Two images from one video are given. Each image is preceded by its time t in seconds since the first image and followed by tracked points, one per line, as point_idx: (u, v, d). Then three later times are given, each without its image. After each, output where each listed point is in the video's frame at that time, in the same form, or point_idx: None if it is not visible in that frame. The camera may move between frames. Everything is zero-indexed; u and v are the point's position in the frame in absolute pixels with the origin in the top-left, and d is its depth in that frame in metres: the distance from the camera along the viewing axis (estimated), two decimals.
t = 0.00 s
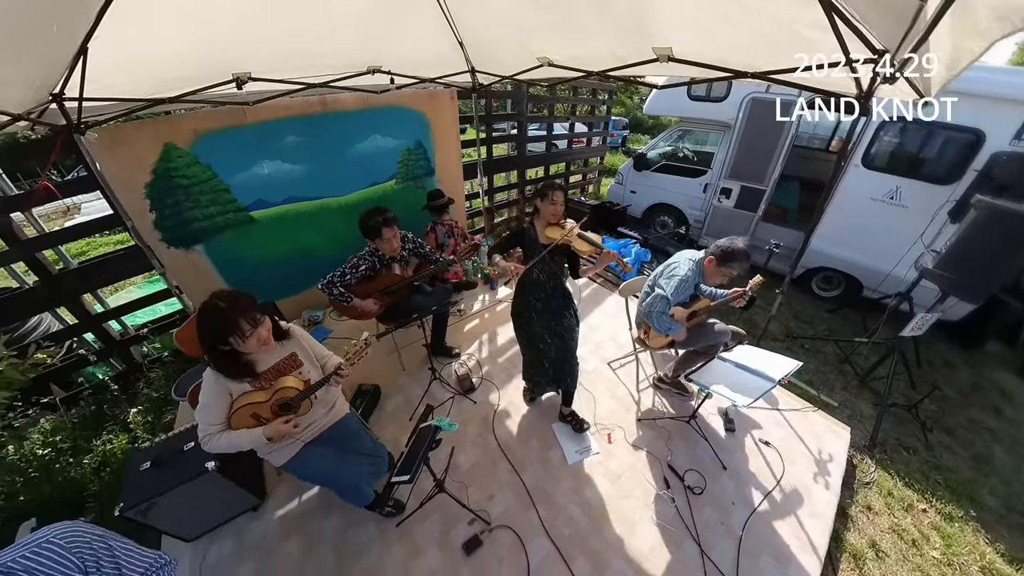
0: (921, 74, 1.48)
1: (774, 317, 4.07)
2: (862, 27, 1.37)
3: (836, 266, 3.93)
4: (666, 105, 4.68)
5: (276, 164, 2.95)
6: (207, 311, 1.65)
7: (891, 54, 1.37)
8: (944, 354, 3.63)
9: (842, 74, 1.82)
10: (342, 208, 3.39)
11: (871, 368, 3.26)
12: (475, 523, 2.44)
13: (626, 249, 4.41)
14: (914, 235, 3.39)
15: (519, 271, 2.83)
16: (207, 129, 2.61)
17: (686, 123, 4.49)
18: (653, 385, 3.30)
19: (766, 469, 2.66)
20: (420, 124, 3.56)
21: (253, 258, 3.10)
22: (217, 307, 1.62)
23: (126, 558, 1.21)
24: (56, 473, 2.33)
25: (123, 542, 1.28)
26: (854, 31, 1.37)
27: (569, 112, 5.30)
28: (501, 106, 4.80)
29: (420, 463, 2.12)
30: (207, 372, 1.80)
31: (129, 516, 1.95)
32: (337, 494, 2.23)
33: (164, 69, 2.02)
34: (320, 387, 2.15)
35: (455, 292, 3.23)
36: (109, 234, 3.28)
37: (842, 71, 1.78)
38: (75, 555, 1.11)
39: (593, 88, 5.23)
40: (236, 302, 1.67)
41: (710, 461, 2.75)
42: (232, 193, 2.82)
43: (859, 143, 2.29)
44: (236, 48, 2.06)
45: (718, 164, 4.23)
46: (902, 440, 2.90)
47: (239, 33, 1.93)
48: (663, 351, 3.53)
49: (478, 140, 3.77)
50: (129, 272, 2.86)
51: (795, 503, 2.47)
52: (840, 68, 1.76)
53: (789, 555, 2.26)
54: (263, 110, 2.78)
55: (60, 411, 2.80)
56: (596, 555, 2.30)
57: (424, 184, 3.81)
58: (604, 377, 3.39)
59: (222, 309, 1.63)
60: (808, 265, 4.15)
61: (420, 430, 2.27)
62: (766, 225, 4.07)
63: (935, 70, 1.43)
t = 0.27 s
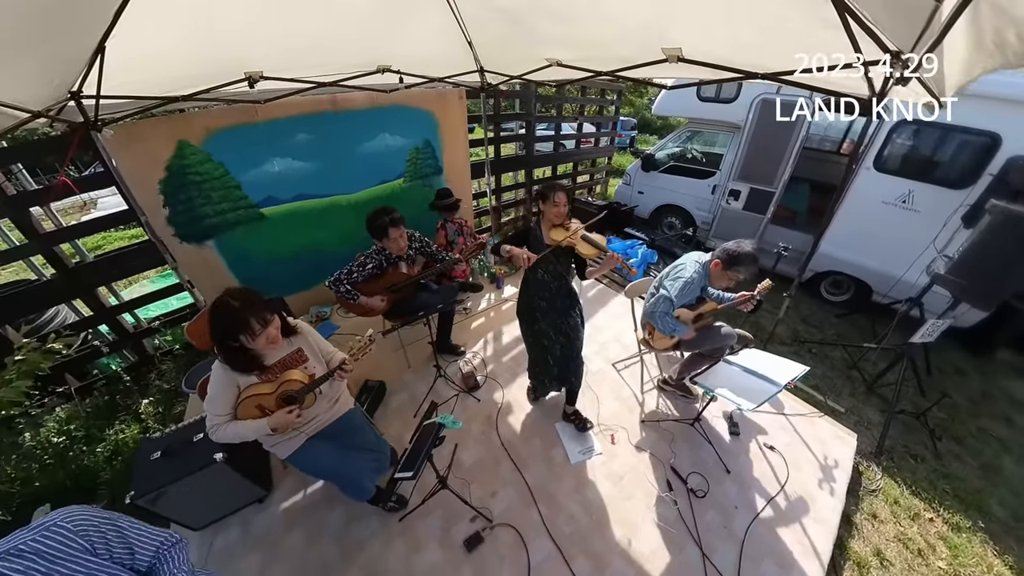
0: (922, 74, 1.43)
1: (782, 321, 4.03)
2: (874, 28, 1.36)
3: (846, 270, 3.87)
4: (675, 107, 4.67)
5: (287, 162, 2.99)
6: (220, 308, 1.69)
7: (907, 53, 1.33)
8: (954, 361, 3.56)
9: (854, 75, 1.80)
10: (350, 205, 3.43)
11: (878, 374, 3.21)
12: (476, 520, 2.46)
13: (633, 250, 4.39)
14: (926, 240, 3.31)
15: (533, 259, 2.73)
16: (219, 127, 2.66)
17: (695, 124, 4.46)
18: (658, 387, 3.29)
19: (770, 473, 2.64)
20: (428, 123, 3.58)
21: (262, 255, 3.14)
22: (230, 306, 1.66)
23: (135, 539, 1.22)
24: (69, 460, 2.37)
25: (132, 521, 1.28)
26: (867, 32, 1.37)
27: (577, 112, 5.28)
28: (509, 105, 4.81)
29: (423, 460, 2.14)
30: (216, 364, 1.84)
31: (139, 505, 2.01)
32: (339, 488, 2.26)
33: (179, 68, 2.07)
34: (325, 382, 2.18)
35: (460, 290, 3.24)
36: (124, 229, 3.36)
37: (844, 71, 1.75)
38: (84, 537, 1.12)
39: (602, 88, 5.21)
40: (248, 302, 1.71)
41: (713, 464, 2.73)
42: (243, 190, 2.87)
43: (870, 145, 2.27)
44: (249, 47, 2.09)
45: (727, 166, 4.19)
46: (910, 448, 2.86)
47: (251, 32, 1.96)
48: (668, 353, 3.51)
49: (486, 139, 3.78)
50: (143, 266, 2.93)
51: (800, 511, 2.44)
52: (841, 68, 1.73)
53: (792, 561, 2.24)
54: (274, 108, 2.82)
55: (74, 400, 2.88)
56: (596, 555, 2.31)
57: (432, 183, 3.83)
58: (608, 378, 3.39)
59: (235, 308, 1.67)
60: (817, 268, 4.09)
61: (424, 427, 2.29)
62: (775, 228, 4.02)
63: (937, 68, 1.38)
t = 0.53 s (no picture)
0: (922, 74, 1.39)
1: (790, 325, 3.98)
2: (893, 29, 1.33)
3: (858, 275, 3.80)
4: (686, 107, 4.61)
5: (299, 159, 3.04)
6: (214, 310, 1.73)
7: (927, 55, 1.28)
8: (969, 370, 3.48)
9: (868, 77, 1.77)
10: (360, 203, 3.47)
11: (888, 382, 3.16)
12: (479, 517, 2.49)
13: (641, 252, 4.37)
14: (942, 246, 3.23)
15: (550, 264, 2.67)
16: (234, 124, 2.71)
17: (706, 125, 4.41)
18: (663, 389, 3.27)
19: (775, 479, 2.62)
20: (438, 122, 3.60)
21: (273, 250, 3.20)
22: (222, 308, 1.70)
23: (145, 523, 1.26)
24: (86, 446, 2.44)
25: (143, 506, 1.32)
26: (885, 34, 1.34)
27: (587, 112, 5.27)
28: (519, 105, 4.82)
29: (428, 455, 2.17)
30: (217, 364, 1.89)
31: (151, 491, 2.07)
32: (345, 481, 2.29)
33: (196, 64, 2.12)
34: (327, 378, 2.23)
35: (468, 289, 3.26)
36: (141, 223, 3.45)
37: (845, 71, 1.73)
38: (97, 520, 1.16)
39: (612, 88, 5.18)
40: (241, 302, 1.74)
41: (718, 468, 2.72)
42: (255, 186, 2.93)
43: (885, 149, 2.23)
44: (265, 45, 2.14)
45: (738, 167, 4.15)
46: (919, 457, 2.80)
47: (266, 30, 2.00)
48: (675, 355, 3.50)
49: (495, 139, 3.79)
50: (159, 259, 3.01)
51: (805, 518, 2.42)
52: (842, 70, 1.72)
53: (795, 568, 2.22)
54: (287, 106, 2.87)
55: (91, 388, 2.97)
56: (597, 555, 2.31)
57: (441, 181, 3.85)
58: (613, 379, 3.39)
59: (228, 310, 1.70)
60: (828, 273, 4.03)
61: (430, 423, 2.32)
62: (785, 231, 3.97)
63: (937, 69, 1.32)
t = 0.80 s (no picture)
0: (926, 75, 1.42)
1: (798, 329, 3.94)
2: (906, 31, 1.31)
3: (867, 279, 3.74)
4: (695, 108, 4.57)
5: (310, 157, 3.08)
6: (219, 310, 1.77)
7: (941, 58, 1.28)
8: (981, 378, 3.41)
9: (882, 79, 1.74)
10: (369, 201, 3.51)
11: (897, 388, 3.10)
12: (481, 514, 2.51)
13: (647, 253, 4.35)
14: (955, 251, 3.16)
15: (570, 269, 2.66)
16: (247, 122, 2.76)
17: (714, 126, 4.38)
18: (668, 391, 3.26)
19: (779, 484, 2.60)
20: (447, 121, 3.62)
21: (283, 247, 3.25)
22: (226, 307, 1.73)
23: (155, 513, 1.30)
24: (98, 436, 2.47)
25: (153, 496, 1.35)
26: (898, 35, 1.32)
27: (595, 112, 5.25)
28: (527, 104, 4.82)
29: (432, 452, 2.19)
30: (227, 363, 1.94)
31: (161, 480, 2.12)
32: (352, 476, 2.33)
33: (212, 61, 2.17)
34: (336, 378, 2.25)
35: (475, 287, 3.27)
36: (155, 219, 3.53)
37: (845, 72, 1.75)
38: (112, 509, 1.18)
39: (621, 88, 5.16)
40: (245, 302, 1.77)
41: (721, 472, 2.70)
42: (266, 183, 2.97)
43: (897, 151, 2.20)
44: (276, 43, 2.17)
45: (747, 169, 4.12)
46: (927, 466, 2.76)
47: (278, 28, 2.03)
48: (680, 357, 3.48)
49: (503, 138, 3.80)
50: (173, 254, 3.07)
51: (809, 525, 2.39)
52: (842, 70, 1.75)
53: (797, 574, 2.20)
54: (299, 104, 2.91)
55: (105, 378, 3.05)
56: (598, 555, 2.32)
57: (449, 180, 3.88)
58: (618, 380, 3.38)
59: (231, 309, 1.73)
60: (836, 277, 3.96)
61: (434, 420, 2.34)
62: (794, 234, 3.91)
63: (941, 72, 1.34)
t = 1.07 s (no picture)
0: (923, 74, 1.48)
1: (805, 333, 3.89)
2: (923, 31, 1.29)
3: (877, 284, 3.68)
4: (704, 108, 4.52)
5: (320, 155, 3.13)
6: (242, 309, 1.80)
7: (954, 59, 1.28)
8: (995, 387, 3.34)
9: (896, 80, 1.72)
10: (377, 199, 3.54)
11: (905, 395, 3.05)
12: (484, 512, 2.52)
13: (654, 254, 4.33)
14: (968, 257, 3.09)
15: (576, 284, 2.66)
16: (259, 120, 2.80)
17: (724, 127, 4.32)
18: (672, 393, 3.25)
19: (783, 490, 2.57)
20: (455, 121, 3.63)
21: (292, 243, 3.30)
22: (250, 306, 1.77)
23: (163, 500, 1.33)
24: (111, 425, 2.53)
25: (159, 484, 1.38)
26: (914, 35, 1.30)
27: (603, 113, 5.22)
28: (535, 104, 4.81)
29: (435, 448, 2.22)
30: (241, 358, 1.96)
31: (171, 470, 2.17)
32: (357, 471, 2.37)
33: (226, 59, 2.21)
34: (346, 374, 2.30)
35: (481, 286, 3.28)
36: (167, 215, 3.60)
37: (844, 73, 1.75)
38: (120, 496, 1.22)
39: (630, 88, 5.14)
40: (267, 300, 1.81)
41: (725, 476, 2.68)
42: (277, 180, 3.02)
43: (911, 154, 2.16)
44: (287, 40, 2.20)
45: (756, 171, 4.07)
46: (934, 475, 2.72)
47: (287, 25, 2.06)
48: (685, 360, 3.46)
49: (511, 138, 3.81)
50: (185, 249, 3.14)
51: (813, 532, 2.37)
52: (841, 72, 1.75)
53: None
54: (308, 103, 2.94)
55: (118, 369, 3.12)
56: (599, 556, 2.32)
57: (457, 179, 3.89)
58: (622, 381, 3.37)
59: (255, 308, 1.78)
60: (845, 282, 3.90)
61: (437, 417, 2.36)
62: (803, 237, 3.88)
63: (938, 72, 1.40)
